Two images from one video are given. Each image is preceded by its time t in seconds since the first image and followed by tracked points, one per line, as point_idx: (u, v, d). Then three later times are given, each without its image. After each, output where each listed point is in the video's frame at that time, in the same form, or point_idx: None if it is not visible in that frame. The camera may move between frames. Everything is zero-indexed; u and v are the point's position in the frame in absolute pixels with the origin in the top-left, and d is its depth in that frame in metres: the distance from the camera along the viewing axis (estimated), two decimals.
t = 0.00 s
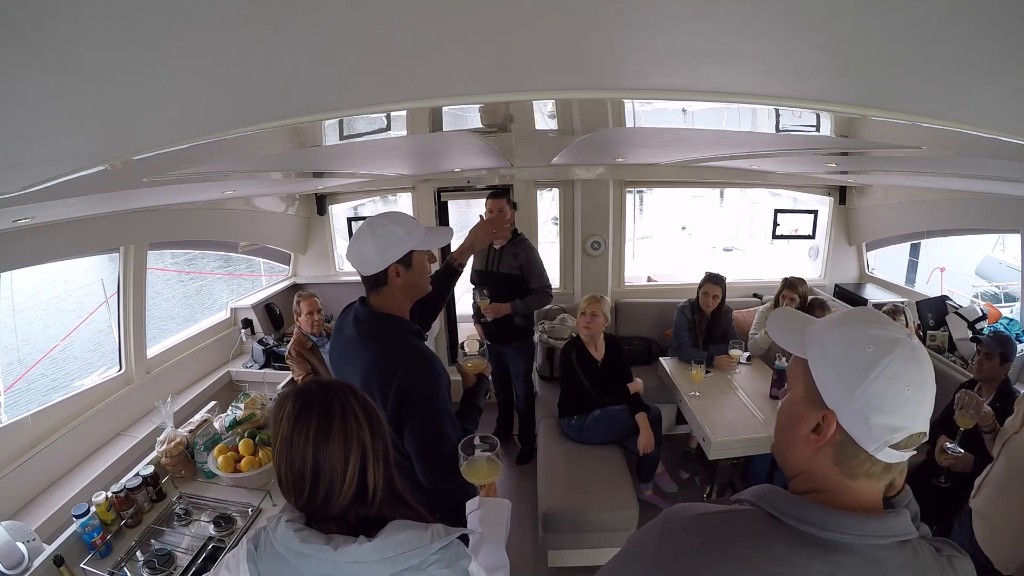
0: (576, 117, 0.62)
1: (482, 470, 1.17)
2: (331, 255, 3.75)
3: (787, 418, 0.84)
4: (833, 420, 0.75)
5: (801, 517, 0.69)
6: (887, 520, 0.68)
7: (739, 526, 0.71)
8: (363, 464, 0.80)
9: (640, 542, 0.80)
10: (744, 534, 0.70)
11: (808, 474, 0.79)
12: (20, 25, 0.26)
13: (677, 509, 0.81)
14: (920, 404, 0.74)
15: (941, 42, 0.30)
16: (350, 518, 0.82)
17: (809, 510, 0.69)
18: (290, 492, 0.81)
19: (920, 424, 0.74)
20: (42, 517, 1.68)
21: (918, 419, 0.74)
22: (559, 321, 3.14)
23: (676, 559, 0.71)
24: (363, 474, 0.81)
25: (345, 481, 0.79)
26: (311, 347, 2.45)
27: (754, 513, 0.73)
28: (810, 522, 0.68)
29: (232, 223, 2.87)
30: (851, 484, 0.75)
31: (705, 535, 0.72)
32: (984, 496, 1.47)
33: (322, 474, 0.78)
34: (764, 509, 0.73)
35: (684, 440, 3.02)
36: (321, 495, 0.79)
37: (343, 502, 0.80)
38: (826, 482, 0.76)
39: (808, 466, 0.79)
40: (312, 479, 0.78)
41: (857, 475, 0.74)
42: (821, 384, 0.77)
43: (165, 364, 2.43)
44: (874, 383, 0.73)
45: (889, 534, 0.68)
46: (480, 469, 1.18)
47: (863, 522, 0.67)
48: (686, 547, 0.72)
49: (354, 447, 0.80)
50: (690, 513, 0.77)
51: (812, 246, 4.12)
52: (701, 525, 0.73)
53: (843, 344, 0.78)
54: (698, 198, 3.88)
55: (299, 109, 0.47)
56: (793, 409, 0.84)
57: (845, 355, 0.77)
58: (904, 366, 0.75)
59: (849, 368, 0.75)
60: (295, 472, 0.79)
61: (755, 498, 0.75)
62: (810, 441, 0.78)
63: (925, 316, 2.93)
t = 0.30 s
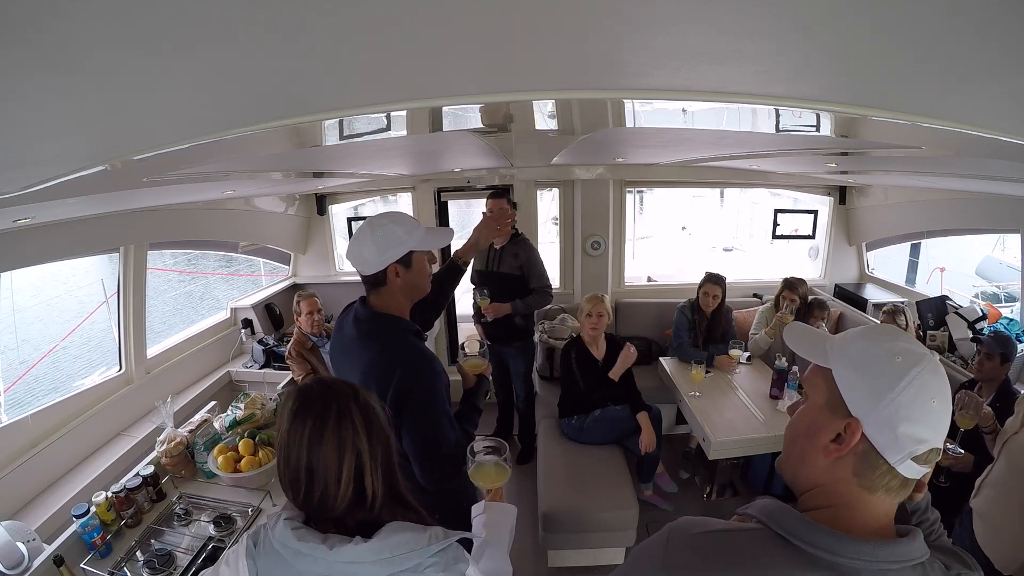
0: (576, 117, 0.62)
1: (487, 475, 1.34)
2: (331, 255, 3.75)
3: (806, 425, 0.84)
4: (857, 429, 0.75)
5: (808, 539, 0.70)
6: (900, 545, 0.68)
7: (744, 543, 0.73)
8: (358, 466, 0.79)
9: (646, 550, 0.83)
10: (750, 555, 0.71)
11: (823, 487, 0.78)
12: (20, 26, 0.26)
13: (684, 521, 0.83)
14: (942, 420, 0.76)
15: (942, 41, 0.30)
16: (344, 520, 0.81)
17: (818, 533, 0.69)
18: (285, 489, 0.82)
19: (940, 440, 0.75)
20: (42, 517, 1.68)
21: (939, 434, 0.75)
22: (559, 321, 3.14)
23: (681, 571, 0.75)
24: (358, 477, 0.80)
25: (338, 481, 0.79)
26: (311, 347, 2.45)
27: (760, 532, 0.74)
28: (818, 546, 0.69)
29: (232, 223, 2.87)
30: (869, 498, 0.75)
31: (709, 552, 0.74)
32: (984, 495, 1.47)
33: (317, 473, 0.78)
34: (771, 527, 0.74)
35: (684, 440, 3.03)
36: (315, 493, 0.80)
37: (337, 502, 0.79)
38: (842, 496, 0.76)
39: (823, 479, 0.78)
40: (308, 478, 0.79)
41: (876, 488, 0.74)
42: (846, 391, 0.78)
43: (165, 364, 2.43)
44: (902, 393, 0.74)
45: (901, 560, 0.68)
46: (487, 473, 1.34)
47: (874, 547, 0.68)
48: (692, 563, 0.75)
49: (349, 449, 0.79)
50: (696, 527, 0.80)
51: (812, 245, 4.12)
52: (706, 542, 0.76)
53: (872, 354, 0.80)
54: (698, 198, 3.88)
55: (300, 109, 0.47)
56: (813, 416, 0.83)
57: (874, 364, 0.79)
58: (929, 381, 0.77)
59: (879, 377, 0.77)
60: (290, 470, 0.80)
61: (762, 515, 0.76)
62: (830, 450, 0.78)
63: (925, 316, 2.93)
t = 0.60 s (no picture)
0: (576, 117, 0.62)
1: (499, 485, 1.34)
2: (331, 255, 3.75)
3: (817, 431, 0.83)
4: (871, 438, 0.75)
5: (814, 553, 0.70)
6: (905, 562, 0.69)
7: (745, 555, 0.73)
8: (283, 463, 0.77)
9: (648, 554, 0.83)
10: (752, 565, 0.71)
11: (832, 497, 0.79)
12: (20, 25, 0.26)
13: (685, 527, 0.83)
14: (953, 431, 0.76)
15: (941, 41, 0.30)
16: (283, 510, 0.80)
17: (825, 548, 0.70)
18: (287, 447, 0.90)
19: (950, 452, 0.76)
20: (42, 517, 1.68)
21: (950, 446, 0.76)
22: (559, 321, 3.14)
23: None
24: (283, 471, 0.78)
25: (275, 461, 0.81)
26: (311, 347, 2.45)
27: (764, 542, 0.74)
28: (825, 561, 0.69)
29: (232, 223, 2.87)
30: (878, 509, 0.75)
31: (712, 561, 0.74)
32: (983, 494, 1.47)
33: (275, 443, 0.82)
34: (775, 538, 0.74)
35: (684, 440, 3.03)
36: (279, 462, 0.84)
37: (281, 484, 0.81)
38: (850, 506, 0.77)
39: (831, 488, 0.79)
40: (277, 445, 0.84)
41: (886, 500, 0.75)
42: (861, 398, 0.78)
43: (165, 364, 2.43)
44: (918, 403, 0.74)
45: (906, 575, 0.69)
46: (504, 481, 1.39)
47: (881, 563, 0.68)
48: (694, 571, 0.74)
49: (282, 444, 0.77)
50: (699, 535, 0.79)
51: (812, 245, 4.12)
52: (709, 551, 0.76)
53: (886, 362, 0.80)
54: (698, 198, 3.88)
55: (300, 109, 0.47)
56: (824, 422, 0.83)
57: (888, 372, 0.79)
58: (942, 391, 0.77)
59: (895, 385, 0.77)
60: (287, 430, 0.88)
61: (767, 525, 0.76)
62: (841, 458, 0.78)
63: (924, 316, 2.93)
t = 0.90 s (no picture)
0: (576, 117, 0.62)
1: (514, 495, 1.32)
2: (331, 255, 3.75)
3: (817, 433, 0.84)
4: (870, 439, 0.75)
5: (814, 556, 0.70)
6: (905, 565, 0.69)
7: (745, 557, 0.73)
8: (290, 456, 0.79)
9: (648, 555, 0.84)
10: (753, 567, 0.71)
11: (832, 498, 0.79)
12: (20, 25, 0.26)
13: (685, 527, 0.83)
14: (954, 434, 0.76)
15: (942, 41, 0.30)
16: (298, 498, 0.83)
17: (824, 551, 0.70)
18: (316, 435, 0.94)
19: (952, 455, 0.75)
20: (42, 517, 1.68)
21: (951, 449, 0.75)
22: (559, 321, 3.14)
23: None
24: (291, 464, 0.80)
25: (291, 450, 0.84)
26: (311, 347, 2.46)
27: (764, 544, 0.74)
28: (824, 564, 0.69)
29: (232, 223, 2.86)
30: (877, 511, 0.75)
31: (711, 562, 0.74)
32: (983, 494, 1.47)
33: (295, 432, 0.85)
34: (775, 540, 0.74)
35: (684, 440, 3.03)
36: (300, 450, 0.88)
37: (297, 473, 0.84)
38: (849, 508, 0.77)
39: (831, 489, 0.79)
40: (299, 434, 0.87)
41: (885, 502, 0.74)
42: (861, 400, 0.78)
43: (165, 364, 2.43)
44: (918, 404, 0.74)
45: None
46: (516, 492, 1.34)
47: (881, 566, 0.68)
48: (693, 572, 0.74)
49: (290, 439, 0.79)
50: (698, 536, 0.79)
51: (812, 245, 4.12)
52: (708, 552, 0.76)
53: (889, 364, 0.79)
54: (698, 198, 3.88)
55: (301, 109, 0.47)
56: (826, 424, 0.83)
57: (889, 373, 0.78)
58: (944, 394, 0.77)
59: (894, 386, 0.76)
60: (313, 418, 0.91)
61: (767, 527, 0.76)
62: (841, 460, 0.78)
63: (924, 316, 2.92)
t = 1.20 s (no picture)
0: (576, 117, 0.62)
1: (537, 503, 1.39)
2: (331, 255, 3.75)
3: (810, 431, 0.84)
4: (858, 433, 0.76)
5: (808, 552, 0.70)
6: (900, 559, 0.69)
7: (742, 555, 0.73)
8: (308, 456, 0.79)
9: (645, 553, 0.84)
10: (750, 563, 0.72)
11: (826, 494, 0.79)
12: (19, 26, 0.26)
13: (682, 526, 0.83)
14: (944, 425, 0.76)
15: (943, 41, 0.30)
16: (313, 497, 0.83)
17: (820, 547, 0.70)
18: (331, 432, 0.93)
19: (943, 446, 0.75)
20: (42, 517, 1.68)
21: (942, 440, 0.75)
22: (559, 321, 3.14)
23: None
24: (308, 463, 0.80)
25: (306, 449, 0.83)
26: (311, 347, 2.47)
27: (760, 542, 0.75)
28: (819, 559, 0.69)
29: (232, 223, 2.86)
30: (871, 506, 0.75)
31: (707, 560, 0.74)
32: (984, 494, 1.46)
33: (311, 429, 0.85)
34: (771, 537, 0.74)
35: (684, 440, 3.03)
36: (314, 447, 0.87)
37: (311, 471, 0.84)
38: (843, 503, 0.77)
39: (825, 485, 0.79)
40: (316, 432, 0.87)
41: (878, 495, 0.74)
42: (847, 396, 0.79)
43: (165, 364, 2.43)
44: (903, 395, 0.75)
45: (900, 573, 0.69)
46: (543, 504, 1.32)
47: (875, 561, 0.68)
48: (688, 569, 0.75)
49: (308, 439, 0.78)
50: (694, 534, 0.80)
51: (812, 245, 4.12)
52: (704, 550, 0.76)
53: (875, 359, 0.81)
54: (698, 198, 3.88)
55: (301, 109, 0.47)
56: (816, 423, 0.84)
57: (875, 368, 0.80)
58: (931, 385, 0.77)
59: (879, 380, 0.78)
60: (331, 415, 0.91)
61: (762, 524, 0.76)
62: (833, 456, 0.78)
63: (924, 316, 2.93)
